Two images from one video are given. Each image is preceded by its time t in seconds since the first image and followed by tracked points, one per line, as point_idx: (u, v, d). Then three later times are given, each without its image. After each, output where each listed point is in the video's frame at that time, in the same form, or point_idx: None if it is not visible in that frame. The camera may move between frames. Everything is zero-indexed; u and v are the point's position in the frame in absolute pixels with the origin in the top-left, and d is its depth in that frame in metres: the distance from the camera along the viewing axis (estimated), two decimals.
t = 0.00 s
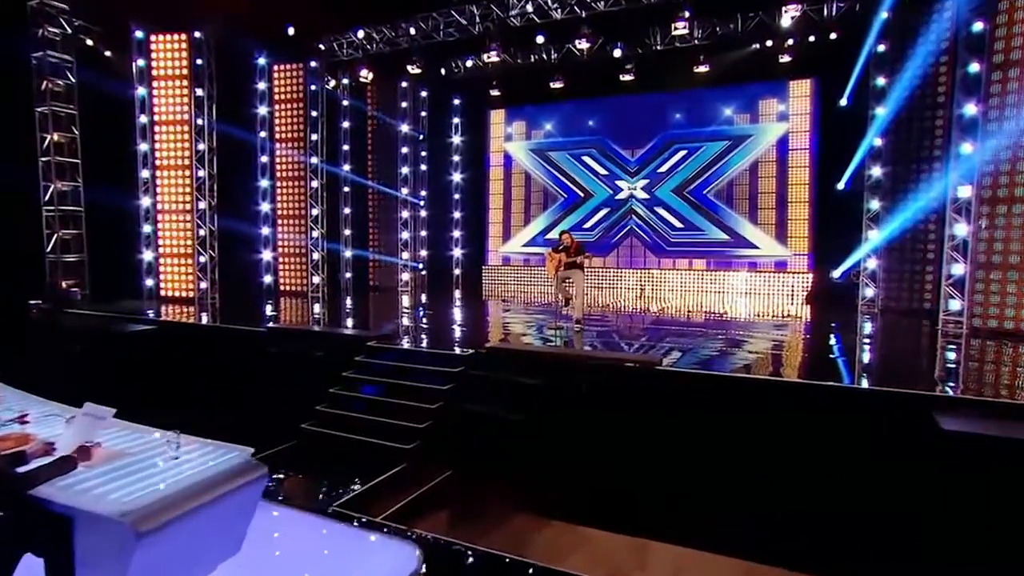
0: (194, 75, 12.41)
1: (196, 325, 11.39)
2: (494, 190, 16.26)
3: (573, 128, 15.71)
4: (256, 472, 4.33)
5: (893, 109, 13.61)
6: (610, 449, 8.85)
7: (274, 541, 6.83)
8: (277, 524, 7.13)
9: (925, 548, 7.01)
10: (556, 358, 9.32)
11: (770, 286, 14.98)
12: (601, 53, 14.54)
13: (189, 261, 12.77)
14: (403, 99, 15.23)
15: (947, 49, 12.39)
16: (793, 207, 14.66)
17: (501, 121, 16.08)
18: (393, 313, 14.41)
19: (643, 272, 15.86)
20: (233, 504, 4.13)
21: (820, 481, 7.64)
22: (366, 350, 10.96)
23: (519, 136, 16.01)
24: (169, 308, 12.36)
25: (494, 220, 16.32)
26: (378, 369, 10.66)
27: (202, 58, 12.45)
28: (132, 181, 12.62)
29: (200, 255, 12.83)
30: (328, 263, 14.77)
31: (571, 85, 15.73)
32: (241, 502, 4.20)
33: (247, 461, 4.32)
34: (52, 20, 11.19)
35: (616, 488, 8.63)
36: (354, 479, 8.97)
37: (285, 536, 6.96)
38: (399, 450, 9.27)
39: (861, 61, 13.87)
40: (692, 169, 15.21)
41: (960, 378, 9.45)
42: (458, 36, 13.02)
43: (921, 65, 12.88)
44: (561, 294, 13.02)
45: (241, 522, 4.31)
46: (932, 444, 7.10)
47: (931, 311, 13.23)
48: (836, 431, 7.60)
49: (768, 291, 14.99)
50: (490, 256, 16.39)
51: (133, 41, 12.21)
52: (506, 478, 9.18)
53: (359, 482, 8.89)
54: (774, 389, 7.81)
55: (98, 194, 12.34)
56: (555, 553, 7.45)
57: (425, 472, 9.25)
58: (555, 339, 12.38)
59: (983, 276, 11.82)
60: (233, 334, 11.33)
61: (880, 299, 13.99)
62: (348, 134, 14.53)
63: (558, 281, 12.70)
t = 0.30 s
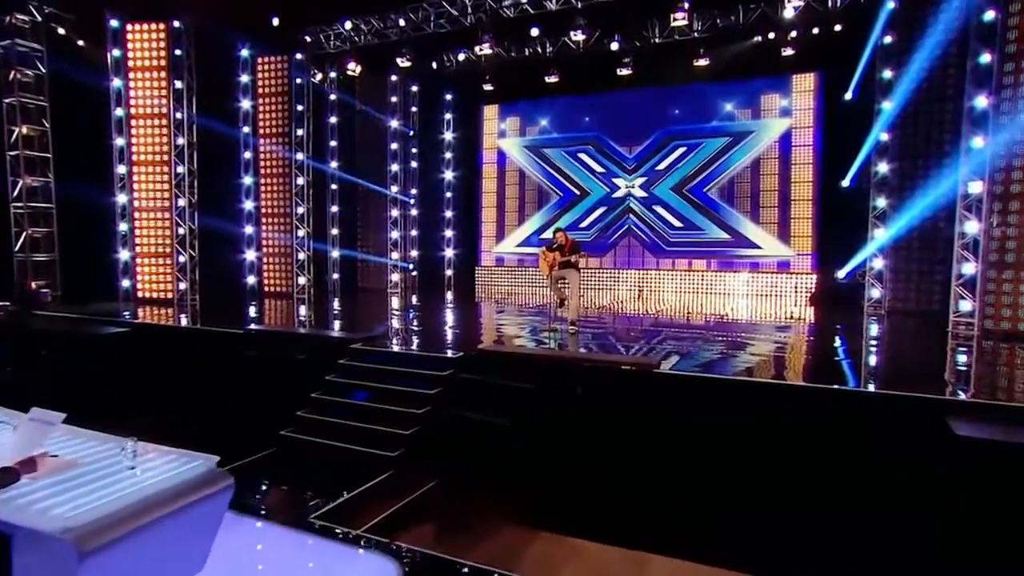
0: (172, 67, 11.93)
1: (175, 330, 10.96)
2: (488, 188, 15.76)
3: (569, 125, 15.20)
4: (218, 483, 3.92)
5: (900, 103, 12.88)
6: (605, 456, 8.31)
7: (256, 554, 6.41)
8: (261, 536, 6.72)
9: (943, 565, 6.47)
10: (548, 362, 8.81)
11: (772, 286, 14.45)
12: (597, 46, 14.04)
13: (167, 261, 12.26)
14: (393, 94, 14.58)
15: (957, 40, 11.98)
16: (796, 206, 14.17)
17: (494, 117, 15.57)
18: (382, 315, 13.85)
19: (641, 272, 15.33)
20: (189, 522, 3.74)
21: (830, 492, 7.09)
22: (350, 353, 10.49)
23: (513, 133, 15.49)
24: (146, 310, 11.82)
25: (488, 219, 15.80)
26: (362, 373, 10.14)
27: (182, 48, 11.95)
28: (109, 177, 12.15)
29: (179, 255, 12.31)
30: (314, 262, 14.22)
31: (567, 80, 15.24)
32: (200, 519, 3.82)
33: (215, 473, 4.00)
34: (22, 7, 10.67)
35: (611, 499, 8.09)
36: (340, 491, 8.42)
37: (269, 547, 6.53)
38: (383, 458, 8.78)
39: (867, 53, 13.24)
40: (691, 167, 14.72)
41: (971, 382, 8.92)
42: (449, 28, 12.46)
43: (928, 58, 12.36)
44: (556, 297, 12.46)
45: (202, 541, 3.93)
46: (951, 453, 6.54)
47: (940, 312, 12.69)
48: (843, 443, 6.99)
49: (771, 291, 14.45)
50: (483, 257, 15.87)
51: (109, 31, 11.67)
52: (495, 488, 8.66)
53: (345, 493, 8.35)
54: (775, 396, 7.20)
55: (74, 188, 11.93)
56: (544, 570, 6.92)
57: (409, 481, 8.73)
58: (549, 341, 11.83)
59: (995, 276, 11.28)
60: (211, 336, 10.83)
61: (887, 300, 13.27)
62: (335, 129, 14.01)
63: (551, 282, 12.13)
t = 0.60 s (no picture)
0: (148, 56, 11.36)
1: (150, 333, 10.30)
2: (482, 186, 15.09)
3: (566, 119, 14.58)
4: (175, 496, 3.09)
5: (912, 94, 12.22)
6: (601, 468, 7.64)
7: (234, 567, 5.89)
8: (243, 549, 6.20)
9: None
10: (539, 366, 8.21)
11: (778, 287, 13.95)
12: (596, 36, 13.47)
13: (143, 260, 11.69)
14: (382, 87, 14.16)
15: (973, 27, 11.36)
16: (803, 203, 13.57)
17: (489, 111, 14.88)
18: (371, 317, 13.25)
19: (641, 273, 14.70)
20: (144, 548, 2.90)
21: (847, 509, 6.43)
22: (333, 357, 9.94)
23: (508, 127, 14.80)
24: (119, 312, 11.19)
25: (482, 218, 15.10)
26: (345, 378, 9.55)
27: (158, 37, 11.37)
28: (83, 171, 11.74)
29: (156, 254, 11.77)
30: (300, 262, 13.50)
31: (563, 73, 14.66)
32: (158, 542, 2.98)
33: (173, 486, 3.12)
34: None
35: (607, 513, 7.47)
36: (315, 501, 7.84)
37: (251, 561, 5.97)
38: (365, 468, 8.19)
39: (878, 42, 12.60)
40: (693, 162, 14.14)
41: (988, 385, 8.29)
42: (441, 17, 11.88)
43: (941, 47, 11.86)
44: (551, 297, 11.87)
45: (160, 571, 3.07)
46: (985, 472, 5.82)
47: (955, 313, 12.06)
48: (859, 455, 6.41)
49: (776, 292, 13.96)
50: (477, 256, 15.19)
51: (81, 17, 11.10)
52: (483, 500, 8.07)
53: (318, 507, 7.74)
54: (790, 401, 6.60)
55: (45, 183, 11.43)
56: None
57: (390, 494, 8.13)
58: (544, 345, 11.19)
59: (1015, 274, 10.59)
60: (187, 339, 10.33)
61: (899, 301, 12.65)
62: (322, 123, 13.37)
63: (547, 282, 11.46)
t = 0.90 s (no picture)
0: (121, 42, 10.77)
1: (124, 335, 9.85)
2: (476, 181, 14.39)
3: (564, 111, 13.97)
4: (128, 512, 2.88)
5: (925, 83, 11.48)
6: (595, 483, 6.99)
7: None
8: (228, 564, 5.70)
9: None
10: (529, 369, 7.65)
11: (783, 287, 13.32)
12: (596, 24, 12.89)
13: (117, 257, 11.08)
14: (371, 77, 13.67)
15: (991, 11, 10.77)
16: (811, 198, 12.97)
17: (483, 103, 14.25)
18: (359, 317, 12.66)
19: (642, 272, 14.02)
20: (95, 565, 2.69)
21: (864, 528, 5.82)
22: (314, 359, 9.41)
23: (503, 120, 14.19)
24: (92, 313, 10.58)
25: (476, 215, 14.44)
26: (327, 382, 8.97)
27: (132, 22, 10.84)
28: (47, 163, 10.59)
29: (130, 251, 11.19)
30: (285, 261, 12.98)
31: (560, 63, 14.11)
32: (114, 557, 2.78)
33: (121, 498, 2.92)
34: None
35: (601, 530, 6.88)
36: (279, 515, 7.29)
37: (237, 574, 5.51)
38: (345, 477, 7.65)
39: (891, 28, 12.02)
40: (697, 156, 13.54)
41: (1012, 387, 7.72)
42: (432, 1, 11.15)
43: (958, 32, 10.95)
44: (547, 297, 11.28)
45: None
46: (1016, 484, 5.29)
47: (970, 313, 11.45)
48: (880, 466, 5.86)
49: (781, 293, 13.33)
50: (471, 254, 14.51)
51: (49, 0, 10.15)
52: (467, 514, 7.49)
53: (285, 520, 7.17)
54: (803, 405, 6.06)
55: (11, 180, 10.30)
56: None
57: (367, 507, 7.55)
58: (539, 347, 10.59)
59: None
60: (161, 340, 9.83)
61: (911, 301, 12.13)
62: (308, 115, 12.79)
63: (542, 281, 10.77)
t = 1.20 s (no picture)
0: (95, 29, 10.30)
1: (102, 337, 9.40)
2: (470, 176, 13.87)
3: (561, 104, 13.44)
4: (69, 528, 1.96)
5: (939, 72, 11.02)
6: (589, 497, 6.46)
7: None
8: None
9: None
10: (519, 374, 7.08)
11: (791, 287, 12.76)
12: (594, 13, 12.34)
13: (93, 255, 10.63)
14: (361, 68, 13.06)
15: None
16: (819, 194, 12.42)
17: (477, 95, 13.71)
18: (347, 317, 12.10)
19: (642, 271, 13.48)
20: None
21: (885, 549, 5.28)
22: (296, 363, 8.84)
23: (498, 113, 13.64)
24: (65, 314, 10.16)
25: (470, 212, 13.91)
26: (305, 386, 8.38)
27: (106, 7, 10.30)
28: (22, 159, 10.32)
29: (105, 249, 10.70)
30: (270, 262, 12.48)
31: (558, 54, 13.56)
32: None
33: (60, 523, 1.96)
34: None
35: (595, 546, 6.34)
36: (260, 526, 6.71)
37: None
38: (324, 487, 6.90)
39: (903, 16, 11.49)
40: (700, 150, 13.03)
41: None
42: None
43: (975, 19, 10.49)
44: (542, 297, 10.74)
45: None
46: None
47: (986, 313, 10.90)
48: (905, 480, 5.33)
49: (789, 293, 12.77)
50: (465, 252, 13.96)
51: None
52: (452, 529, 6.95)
53: (268, 531, 6.62)
54: (821, 414, 5.57)
55: None
56: None
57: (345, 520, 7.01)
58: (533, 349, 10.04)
59: None
60: (136, 341, 9.40)
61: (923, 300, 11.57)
62: (294, 107, 12.20)
63: (536, 280, 10.23)
